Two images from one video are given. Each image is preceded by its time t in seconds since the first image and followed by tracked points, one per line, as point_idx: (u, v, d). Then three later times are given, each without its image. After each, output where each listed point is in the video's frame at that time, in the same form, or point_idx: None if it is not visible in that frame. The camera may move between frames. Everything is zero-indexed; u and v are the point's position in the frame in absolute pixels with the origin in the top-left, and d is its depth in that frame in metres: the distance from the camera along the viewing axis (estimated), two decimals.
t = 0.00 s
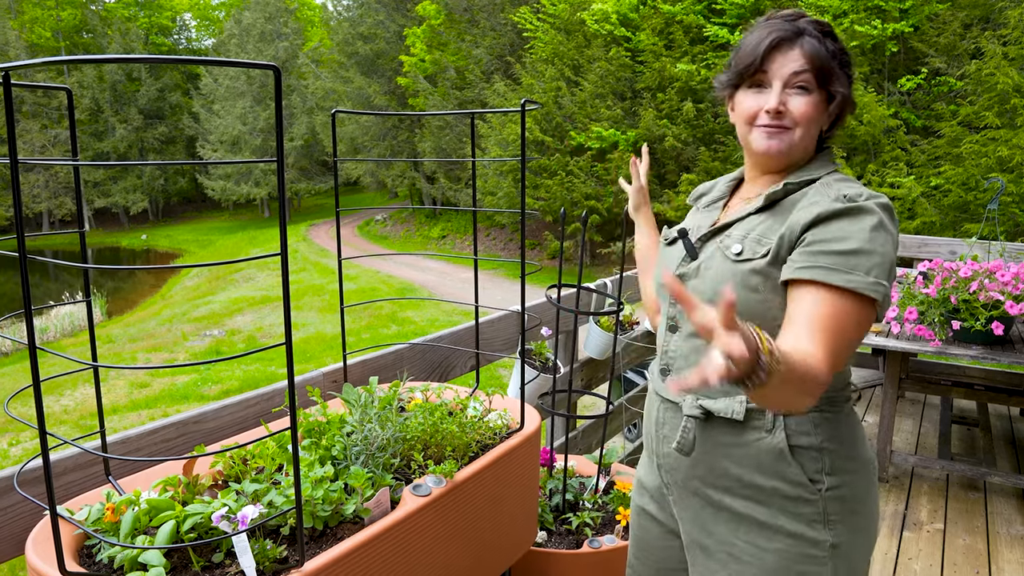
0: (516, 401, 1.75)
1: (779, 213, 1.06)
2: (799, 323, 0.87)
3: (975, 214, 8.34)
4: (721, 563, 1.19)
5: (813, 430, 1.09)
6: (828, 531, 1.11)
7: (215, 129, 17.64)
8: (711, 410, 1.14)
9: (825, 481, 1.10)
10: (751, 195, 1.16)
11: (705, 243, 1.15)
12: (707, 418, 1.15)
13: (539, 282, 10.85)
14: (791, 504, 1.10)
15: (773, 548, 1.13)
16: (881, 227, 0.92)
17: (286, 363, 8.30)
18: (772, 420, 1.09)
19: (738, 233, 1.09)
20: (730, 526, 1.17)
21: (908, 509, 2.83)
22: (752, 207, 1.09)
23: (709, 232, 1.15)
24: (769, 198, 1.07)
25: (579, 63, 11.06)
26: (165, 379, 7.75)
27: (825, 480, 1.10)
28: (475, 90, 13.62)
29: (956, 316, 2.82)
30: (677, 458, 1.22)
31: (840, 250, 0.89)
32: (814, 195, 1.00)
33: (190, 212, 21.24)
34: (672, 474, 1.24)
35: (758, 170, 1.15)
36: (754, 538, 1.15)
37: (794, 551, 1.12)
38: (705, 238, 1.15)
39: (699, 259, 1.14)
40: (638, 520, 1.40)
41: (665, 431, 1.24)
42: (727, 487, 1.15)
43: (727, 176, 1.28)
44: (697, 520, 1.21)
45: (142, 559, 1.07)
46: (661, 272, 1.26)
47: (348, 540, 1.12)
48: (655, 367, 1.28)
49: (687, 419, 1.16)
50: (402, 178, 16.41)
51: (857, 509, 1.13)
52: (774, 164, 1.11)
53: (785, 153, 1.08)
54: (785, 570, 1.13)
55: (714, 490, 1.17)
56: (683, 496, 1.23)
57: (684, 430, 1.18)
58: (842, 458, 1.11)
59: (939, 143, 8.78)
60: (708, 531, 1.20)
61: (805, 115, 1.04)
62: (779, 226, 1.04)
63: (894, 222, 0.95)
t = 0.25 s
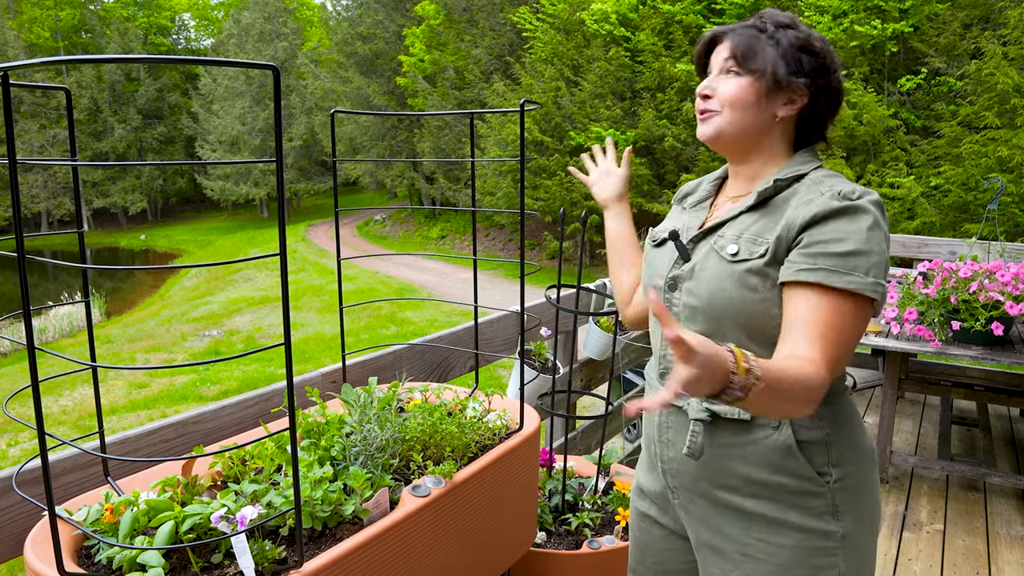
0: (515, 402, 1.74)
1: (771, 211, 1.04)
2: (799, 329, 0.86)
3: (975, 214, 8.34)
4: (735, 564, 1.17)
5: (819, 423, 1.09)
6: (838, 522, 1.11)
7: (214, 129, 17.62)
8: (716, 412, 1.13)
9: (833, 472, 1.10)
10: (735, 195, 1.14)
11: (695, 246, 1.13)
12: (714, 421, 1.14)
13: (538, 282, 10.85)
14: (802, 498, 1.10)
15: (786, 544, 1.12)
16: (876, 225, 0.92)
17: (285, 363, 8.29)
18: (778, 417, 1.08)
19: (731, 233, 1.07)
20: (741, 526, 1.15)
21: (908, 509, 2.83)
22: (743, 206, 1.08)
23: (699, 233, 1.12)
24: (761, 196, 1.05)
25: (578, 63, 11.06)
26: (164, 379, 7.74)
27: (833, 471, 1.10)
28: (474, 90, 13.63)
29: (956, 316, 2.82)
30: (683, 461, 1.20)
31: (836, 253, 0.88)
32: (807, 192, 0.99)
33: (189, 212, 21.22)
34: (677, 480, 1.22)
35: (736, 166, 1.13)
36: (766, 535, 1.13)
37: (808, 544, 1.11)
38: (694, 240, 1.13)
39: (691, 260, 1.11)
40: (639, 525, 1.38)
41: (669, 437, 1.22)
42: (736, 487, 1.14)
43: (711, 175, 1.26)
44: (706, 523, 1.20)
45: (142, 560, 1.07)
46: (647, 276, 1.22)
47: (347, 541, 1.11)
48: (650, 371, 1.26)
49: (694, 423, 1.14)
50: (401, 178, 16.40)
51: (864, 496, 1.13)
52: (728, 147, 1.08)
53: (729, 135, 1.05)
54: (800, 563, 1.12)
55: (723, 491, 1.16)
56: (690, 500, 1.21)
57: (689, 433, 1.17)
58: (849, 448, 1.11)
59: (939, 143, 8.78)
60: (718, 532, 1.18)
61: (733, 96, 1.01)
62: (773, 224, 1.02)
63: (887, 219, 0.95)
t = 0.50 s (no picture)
0: (514, 402, 1.73)
1: (758, 215, 1.08)
2: (753, 305, 0.89)
3: (975, 214, 8.34)
4: (725, 563, 1.17)
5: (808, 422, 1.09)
6: (828, 521, 1.11)
7: (212, 129, 17.61)
8: (707, 412, 1.14)
9: (823, 472, 1.10)
10: (728, 196, 1.20)
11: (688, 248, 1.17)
12: (704, 420, 1.14)
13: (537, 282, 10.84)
14: (790, 498, 1.10)
15: (776, 543, 1.12)
16: (849, 226, 0.94)
17: (284, 364, 8.27)
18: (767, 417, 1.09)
19: (719, 236, 1.11)
20: (732, 525, 1.15)
21: (908, 510, 2.82)
22: (731, 209, 1.12)
23: (689, 236, 1.17)
24: (747, 198, 1.09)
25: (578, 63, 11.05)
26: (163, 380, 7.73)
27: (823, 471, 1.10)
28: (473, 90, 13.62)
29: (956, 317, 2.81)
30: (675, 460, 1.20)
31: (801, 248, 0.91)
32: (791, 194, 1.02)
33: (187, 212, 21.19)
34: (669, 478, 1.23)
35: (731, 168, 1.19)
36: (756, 534, 1.13)
37: (797, 544, 1.11)
38: (686, 242, 1.17)
39: (682, 263, 1.16)
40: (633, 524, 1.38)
41: (661, 436, 1.23)
42: (726, 486, 1.14)
43: (709, 176, 1.30)
44: (697, 521, 1.20)
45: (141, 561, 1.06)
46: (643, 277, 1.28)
47: (345, 542, 1.11)
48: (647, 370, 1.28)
49: (684, 422, 1.15)
50: (400, 179, 16.39)
51: (855, 496, 1.13)
52: (720, 149, 1.15)
53: (716, 136, 1.13)
54: (790, 563, 1.12)
55: (714, 490, 1.16)
56: (681, 498, 1.21)
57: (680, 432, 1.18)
58: (838, 448, 1.11)
59: (938, 144, 8.78)
60: (708, 531, 1.18)
61: (716, 99, 1.10)
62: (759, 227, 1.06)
63: (865, 222, 0.97)
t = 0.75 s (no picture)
0: (514, 403, 1.73)
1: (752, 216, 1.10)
2: (713, 270, 0.92)
3: (975, 215, 8.33)
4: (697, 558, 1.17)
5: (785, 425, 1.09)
6: (800, 528, 1.10)
7: (211, 129, 17.60)
8: (685, 408, 1.13)
9: (798, 478, 1.09)
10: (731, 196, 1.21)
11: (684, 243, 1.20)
12: (682, 416, 1.14)
13: (536, 283, 10.84)
14: (764, 501, 1.10)
15: (748, 543, 1.12)
16: (830, 225, 0.96)
17: (283, 364, 8.27)
18: (746, 419, 1.09)
19: (714, 234, 1.13)
20: (705, 521, 1.15)
21: (907, 510, 2.82)
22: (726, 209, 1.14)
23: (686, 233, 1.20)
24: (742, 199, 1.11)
25: (577, 63, 11.03)
26: (161, 381, 7.72)
27: (798, 478, 1.09)
28: (473, 90, 13.59)
29: (955, 317, 2.81)
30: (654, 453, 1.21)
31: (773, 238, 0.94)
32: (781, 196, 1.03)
33: (186, 212, 21.18)
34: (648, 468, 1.23)
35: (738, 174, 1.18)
36: (729, 533, 1.13)
37: (767, 546, 1.11)
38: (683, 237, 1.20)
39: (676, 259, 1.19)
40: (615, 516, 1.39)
41: (644, 427, 1.23)
42: (701, 483, 1.14)
43: (720, 176, 1.30)
44: (672, 516, 1.20)
45: (138, 561, 1.05)
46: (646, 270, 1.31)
47: (343, 543, 1.10)
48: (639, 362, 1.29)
49: (662, 415, 1.15)
50: (399, 179, 16.39)
51: (832, 506, 1.12)
52: (729, 159, 1.15)
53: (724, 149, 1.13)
54: (759, 564, 1.11)
55: (690, 486, 1.16)
56: (658, 490, 1.22)
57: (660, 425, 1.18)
58: (815, 453, 1.10)
59: (938, 144, 8.78)
60: (683, 525, 1.19)
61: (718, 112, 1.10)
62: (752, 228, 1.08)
63: (851, 224, 0.99)
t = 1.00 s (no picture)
0: (513, 404, 1.72)
1: (740, 218, 1.09)
2: (731, 307, 0.90)
3: (974, 215, 8.33)
4: (689, 557, 1.17)
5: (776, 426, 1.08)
6: (791, 528, 1.09)
7: (210, 130, 17.59)
8: (676, 411, 1.12)
9: (788, 479, 1.09)
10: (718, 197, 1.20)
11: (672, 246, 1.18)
12: (673, 418, 1.13)
13: (535, 283, 10.84)
14: (754, 501, 1.09)
15: (738, 542, 1.11)
16: (826, 237, 0.96)
17: (282, 365, 8.25)
18: (735, 420, 1.08)
19: (703, 237, 1.12)
20: (697, 521, 1.15)
21: (907, 511, 2.81)
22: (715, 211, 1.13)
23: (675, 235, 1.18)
24: (731, 203, 1.10)
25: (576, 63, 11.04)
26: (160, 381, 7.70)
27: (788, 478, 1.09)
28: (472, 90, 13.57)
29: (955, 317, 2.81)
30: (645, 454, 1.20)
31: (777, 254, 0.92)
32: (772, 202, 1.03)
33: (185, 212, 21.16)
34: (639, 469, 1.23)
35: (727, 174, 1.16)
36: (720, 533, 1.13)
37: (758, 546, 1.10)
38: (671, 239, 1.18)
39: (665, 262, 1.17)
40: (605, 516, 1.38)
41: (634, 429, 1.22)
42: (691, 483, 1.14)
43: (706, 177, 1.29)
44: (663, 516, 1.20)
45: (137, 561, 1.04)
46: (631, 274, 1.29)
47: (342, 544, 1.10)
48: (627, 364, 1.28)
49: (652, 418, 1.15)
50: (398, 179, 16.38)
51: (821, 506, 1.12)
52: (725, 157, 1.11)
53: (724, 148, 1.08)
54: (749, 564, 1.11)
55: (681, 487, 1.16)
56: (649, 490, 1.21)
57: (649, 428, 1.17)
58: (807, 452, 1.09)
59: (938, 144, 8.78)
60: (674, 525, 1.18)
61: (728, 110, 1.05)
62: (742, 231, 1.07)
63: (843, 230, 0.99)
